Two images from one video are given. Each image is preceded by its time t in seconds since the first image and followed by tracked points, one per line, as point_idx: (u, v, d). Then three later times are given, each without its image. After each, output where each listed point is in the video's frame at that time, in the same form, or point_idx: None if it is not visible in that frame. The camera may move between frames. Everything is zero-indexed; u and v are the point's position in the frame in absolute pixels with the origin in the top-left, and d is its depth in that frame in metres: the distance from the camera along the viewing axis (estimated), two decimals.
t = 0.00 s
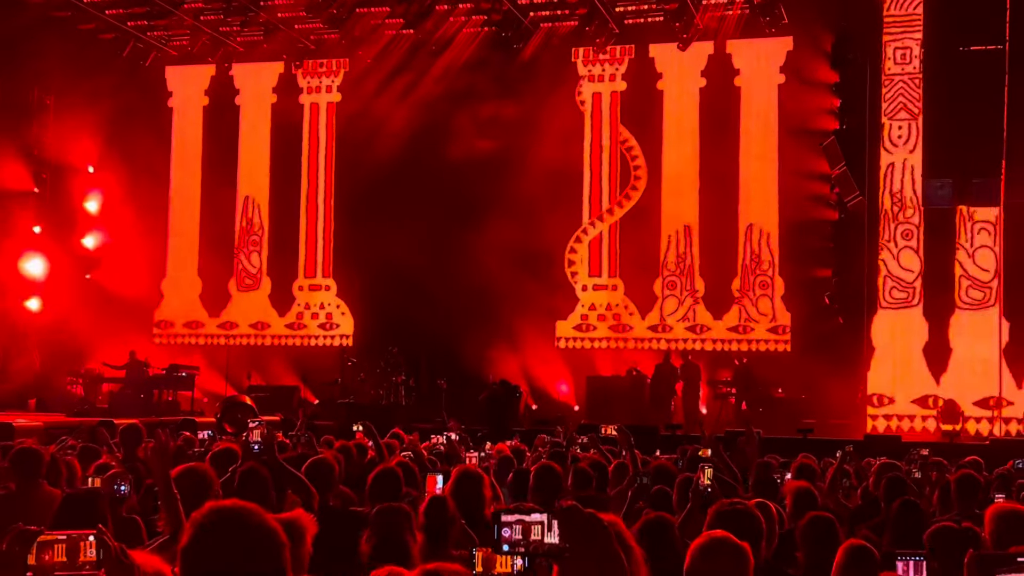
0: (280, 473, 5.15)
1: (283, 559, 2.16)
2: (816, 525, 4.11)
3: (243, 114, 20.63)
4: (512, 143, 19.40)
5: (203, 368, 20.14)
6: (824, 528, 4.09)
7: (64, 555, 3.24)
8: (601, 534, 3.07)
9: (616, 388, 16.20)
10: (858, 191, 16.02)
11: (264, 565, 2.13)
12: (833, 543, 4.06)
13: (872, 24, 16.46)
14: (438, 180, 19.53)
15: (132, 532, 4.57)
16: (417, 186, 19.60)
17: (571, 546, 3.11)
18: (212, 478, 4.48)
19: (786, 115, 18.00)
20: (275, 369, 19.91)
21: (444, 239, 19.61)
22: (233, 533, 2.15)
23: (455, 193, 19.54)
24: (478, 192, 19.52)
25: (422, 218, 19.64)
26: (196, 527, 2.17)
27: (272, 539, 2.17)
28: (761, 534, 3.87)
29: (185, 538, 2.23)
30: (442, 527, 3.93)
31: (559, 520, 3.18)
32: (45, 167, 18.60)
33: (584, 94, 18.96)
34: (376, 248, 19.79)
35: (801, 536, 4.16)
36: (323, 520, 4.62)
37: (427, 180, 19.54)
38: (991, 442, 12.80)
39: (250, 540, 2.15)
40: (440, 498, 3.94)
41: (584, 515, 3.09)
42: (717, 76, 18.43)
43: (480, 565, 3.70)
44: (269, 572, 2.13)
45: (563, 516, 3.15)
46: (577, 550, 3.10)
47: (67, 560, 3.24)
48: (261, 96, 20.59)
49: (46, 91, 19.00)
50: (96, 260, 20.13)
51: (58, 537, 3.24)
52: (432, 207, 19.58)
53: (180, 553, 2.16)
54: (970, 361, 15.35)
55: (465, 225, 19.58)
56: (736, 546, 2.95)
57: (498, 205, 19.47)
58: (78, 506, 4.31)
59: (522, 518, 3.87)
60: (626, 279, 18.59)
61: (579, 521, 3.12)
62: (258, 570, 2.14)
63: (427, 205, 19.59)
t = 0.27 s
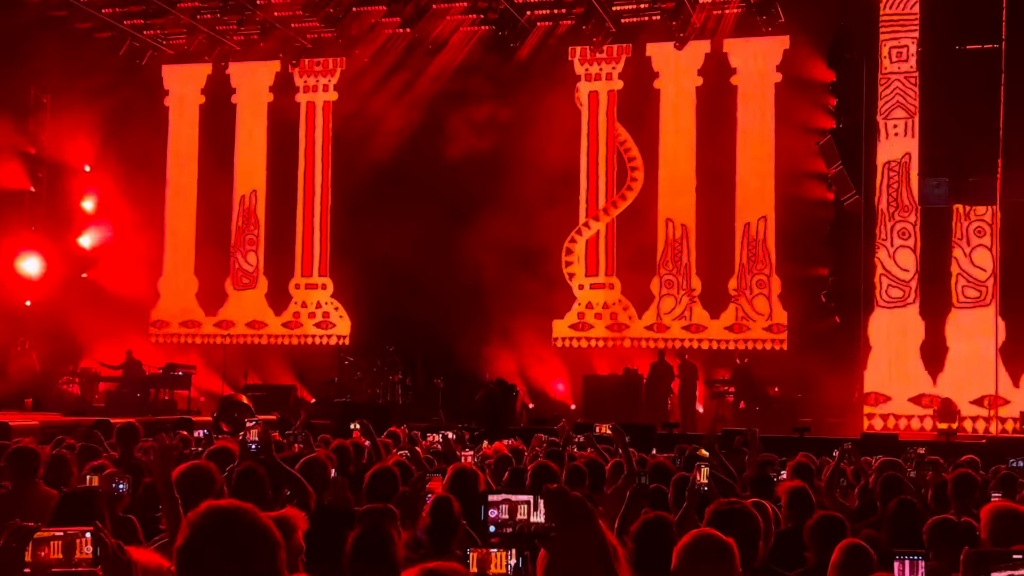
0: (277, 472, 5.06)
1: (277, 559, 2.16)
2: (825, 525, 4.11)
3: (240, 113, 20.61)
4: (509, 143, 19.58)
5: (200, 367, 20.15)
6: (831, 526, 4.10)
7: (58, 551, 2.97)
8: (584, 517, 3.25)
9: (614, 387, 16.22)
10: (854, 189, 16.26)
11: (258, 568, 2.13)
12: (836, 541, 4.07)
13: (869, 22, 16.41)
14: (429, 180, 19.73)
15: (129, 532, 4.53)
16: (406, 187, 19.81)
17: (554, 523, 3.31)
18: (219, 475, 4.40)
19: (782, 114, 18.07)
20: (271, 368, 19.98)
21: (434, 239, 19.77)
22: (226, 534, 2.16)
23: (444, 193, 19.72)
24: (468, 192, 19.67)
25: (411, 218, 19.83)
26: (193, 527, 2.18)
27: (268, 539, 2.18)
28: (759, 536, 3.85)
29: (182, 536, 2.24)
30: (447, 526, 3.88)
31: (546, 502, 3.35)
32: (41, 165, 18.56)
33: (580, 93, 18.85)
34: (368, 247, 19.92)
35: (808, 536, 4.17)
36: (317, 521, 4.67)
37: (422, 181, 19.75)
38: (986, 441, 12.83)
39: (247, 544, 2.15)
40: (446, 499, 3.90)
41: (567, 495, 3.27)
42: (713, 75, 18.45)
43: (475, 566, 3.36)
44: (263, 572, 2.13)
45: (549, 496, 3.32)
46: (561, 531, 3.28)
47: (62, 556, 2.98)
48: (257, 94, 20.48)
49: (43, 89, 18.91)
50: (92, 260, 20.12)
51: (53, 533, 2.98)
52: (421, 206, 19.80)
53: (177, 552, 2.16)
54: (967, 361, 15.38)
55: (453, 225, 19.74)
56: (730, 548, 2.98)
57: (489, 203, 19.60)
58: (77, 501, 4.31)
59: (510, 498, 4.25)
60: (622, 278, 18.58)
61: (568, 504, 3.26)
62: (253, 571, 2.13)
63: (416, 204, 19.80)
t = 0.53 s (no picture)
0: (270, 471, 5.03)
1: (273, 559, 2.11)
2: (827, 523, 4.21)
3: (236, 112, 20.60)
4: (504, 143, 19.48)
5: (195, 366, 20.11)
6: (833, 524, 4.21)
7: (53, 553, 3.06)
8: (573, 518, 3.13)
9: (612, 387, 16.17)
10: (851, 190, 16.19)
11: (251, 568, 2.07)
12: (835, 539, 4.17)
13: (865, 22, 16.42)
14: (426, 179, 19.64)
15: (124, 532, 4.52)
16: (404, 184, 19.70)
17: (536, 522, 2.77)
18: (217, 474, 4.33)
19: (778, 114, 18.06)
20: (266, 367, 19.94)
21: (432, 236, 19.66)
22: (216, 534, 2.11)
23: (442, 190, 19.64)
24: (465, 190, 19.60)
25: (409, 215, 19.74)
26: (187, 527, 2.12)
27: (261, 543, 2.11)
28: (754, 539, 3.80)
29: (174, 538, 2.17)
30: (439, 526, 4.05)
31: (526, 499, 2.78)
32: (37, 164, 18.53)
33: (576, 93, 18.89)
34: (362, 246, 19.87)
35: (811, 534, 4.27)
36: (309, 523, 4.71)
37: (419, 179, 19.65)
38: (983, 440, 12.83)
39: (240, 548, 2.10)
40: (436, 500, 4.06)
41: (549, 493, 2.73)
42: (709, 75, 18.48)
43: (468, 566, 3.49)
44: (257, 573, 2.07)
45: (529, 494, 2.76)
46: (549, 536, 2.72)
47: (56, 558, 3.07)
48: (253, 95, 20.51)
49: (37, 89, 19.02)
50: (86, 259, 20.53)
51: (49, 535, 3.07)
52: (419, 204, 19.70)
53: (169, 553, 2.10)
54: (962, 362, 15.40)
55: (451, 222, 19.65)
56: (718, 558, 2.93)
57: (487, 201, 19.52)
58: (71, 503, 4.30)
59: (492, 494, 4.15)
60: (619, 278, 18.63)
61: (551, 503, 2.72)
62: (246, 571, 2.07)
63: (413, 202, 19.70)
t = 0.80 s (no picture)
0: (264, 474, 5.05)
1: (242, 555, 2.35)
2: (819, 526, 4.33)
3: (228, 112, 20.56)
4: (497, 143, 19.47)
5: (188, 367, 20.09)
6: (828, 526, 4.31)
7: (46, 554, 3.19)
8: (554, 518, 3.11)
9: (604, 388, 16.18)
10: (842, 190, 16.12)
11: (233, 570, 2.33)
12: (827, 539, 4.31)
13: (857, 22, 16.40)
14: (417, 178, 19.69)
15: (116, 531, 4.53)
16: (396, 183, 19.75)
17: (528, 526, 3.17)
18: (207, 473, 4.53)
19: (771, 115, 18.07)
20: (258, 368, 19.92)
21: (422, 236, 19.67)
22: (202, 541, 2.35)
23: (432, 190, 19.70)
24: (456, 190, 19.65)
25: (400, 214, 19.75)
26: (169, 530, 2.37)
27: (237, 540, 2.39)
28: (746, 545, 3.80)
29: (152, 548, 2.41)
30: (415, 526, 3.91)
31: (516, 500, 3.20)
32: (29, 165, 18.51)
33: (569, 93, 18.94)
34: (354, 247, 19.85)
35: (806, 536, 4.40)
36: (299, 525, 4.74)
37: (411, 180, 19.69)
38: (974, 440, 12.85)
39: (218, 549, 2.35)
40: (413, 498, 3.93)
41: (538, 497, 3.12)
42: (702, 75, 18.48)
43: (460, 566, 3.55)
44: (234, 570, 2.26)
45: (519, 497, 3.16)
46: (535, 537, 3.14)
47: (49, 559, 3.19)
48: (245, 94, 20.48)
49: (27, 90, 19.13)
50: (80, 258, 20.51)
51: (44, 536, 3.20)
52: (410, 203, 19.72)
53: (154, 553, 2.36)
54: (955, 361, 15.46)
55: (442, 221, 19.66)
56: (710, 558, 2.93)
57: (477, 200, 19.54)
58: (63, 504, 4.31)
59: (481, 497, 4.17)
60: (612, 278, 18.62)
61: (538, 506, 3.11)
62: (220, 568, 2.33)
63: (404, 201, 19.73)
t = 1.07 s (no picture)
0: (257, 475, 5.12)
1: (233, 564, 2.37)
2: (811, 525, 4.30)
3: (222, 112, 20.55)
4: (490, 143, 19.46)
5: (180, 367, 20.05)
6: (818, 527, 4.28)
7: (38, 555, 3.26)
8: (544, 519, 3.00)
9: (599, 387, 16.14)
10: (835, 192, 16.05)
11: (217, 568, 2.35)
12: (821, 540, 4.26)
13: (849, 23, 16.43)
14: (411, 178, 19.71)
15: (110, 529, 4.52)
16: (388, 183, 19.76)
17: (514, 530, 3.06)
18: (199, 475, 4.51)
19: (764, 116, 18.07)
20: (251, 368, 19.88)
21: (414, 235, 19.66)
22: (191, 537, 2.38)
23: (425, 189, 19.68)
24: (448, 189, 19.62)
25: (392, 214, 19.74)
26: (156, 533, 2.40)
27: (221, 536, 2.41)
28: (741, 548, 3.77)
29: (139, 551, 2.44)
30: (399, 529, 3.93)
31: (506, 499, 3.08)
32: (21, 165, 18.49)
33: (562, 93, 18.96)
34: (344, 245, 19.84)
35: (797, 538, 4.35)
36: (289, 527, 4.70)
37: (404, 180, 19.74)
38: (967, 441, 12.85)
39: (206, 551, 2.37)
40: (395, 501, 3.89)
41: (529, 499, 3.02)
42: (695, 76, 18.48)
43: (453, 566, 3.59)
44: None
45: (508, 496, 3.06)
46: (523, 535, 3.02)
47: (40, 559, 3.27)
48: (239, 95, 20.45)
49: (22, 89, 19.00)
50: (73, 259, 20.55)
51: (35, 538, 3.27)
52: (402, 202, 19.72)
53: (141, 554, 2.39)
54: (947, 362, 15.31)
55: (435, 221, 19.64)
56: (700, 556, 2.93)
57: (470, 200, 19.52)
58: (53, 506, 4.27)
59: (473, 496, 4.18)
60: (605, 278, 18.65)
61: (525, 506, 3.02)
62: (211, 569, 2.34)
63: (396, 200, 19.74)
